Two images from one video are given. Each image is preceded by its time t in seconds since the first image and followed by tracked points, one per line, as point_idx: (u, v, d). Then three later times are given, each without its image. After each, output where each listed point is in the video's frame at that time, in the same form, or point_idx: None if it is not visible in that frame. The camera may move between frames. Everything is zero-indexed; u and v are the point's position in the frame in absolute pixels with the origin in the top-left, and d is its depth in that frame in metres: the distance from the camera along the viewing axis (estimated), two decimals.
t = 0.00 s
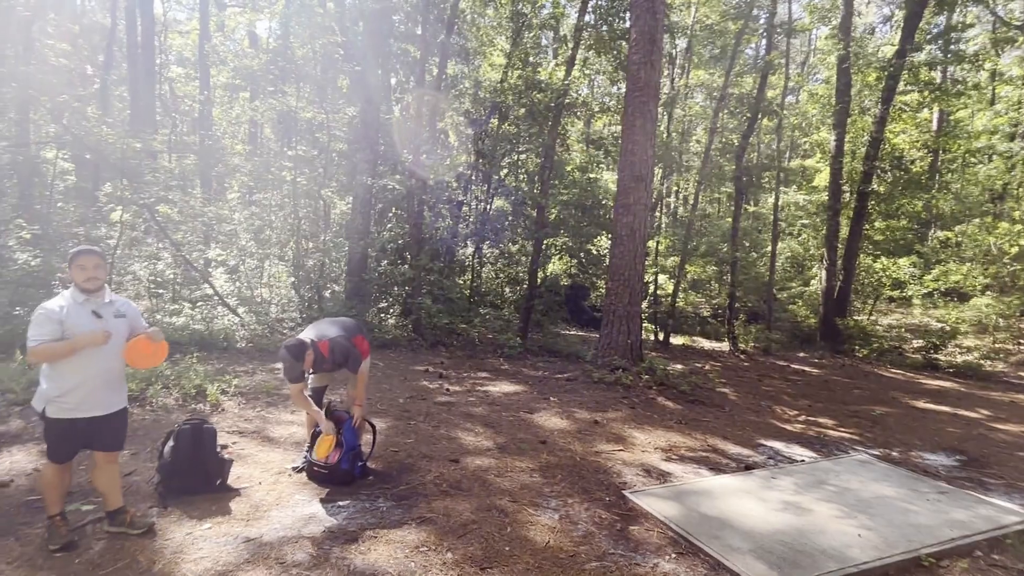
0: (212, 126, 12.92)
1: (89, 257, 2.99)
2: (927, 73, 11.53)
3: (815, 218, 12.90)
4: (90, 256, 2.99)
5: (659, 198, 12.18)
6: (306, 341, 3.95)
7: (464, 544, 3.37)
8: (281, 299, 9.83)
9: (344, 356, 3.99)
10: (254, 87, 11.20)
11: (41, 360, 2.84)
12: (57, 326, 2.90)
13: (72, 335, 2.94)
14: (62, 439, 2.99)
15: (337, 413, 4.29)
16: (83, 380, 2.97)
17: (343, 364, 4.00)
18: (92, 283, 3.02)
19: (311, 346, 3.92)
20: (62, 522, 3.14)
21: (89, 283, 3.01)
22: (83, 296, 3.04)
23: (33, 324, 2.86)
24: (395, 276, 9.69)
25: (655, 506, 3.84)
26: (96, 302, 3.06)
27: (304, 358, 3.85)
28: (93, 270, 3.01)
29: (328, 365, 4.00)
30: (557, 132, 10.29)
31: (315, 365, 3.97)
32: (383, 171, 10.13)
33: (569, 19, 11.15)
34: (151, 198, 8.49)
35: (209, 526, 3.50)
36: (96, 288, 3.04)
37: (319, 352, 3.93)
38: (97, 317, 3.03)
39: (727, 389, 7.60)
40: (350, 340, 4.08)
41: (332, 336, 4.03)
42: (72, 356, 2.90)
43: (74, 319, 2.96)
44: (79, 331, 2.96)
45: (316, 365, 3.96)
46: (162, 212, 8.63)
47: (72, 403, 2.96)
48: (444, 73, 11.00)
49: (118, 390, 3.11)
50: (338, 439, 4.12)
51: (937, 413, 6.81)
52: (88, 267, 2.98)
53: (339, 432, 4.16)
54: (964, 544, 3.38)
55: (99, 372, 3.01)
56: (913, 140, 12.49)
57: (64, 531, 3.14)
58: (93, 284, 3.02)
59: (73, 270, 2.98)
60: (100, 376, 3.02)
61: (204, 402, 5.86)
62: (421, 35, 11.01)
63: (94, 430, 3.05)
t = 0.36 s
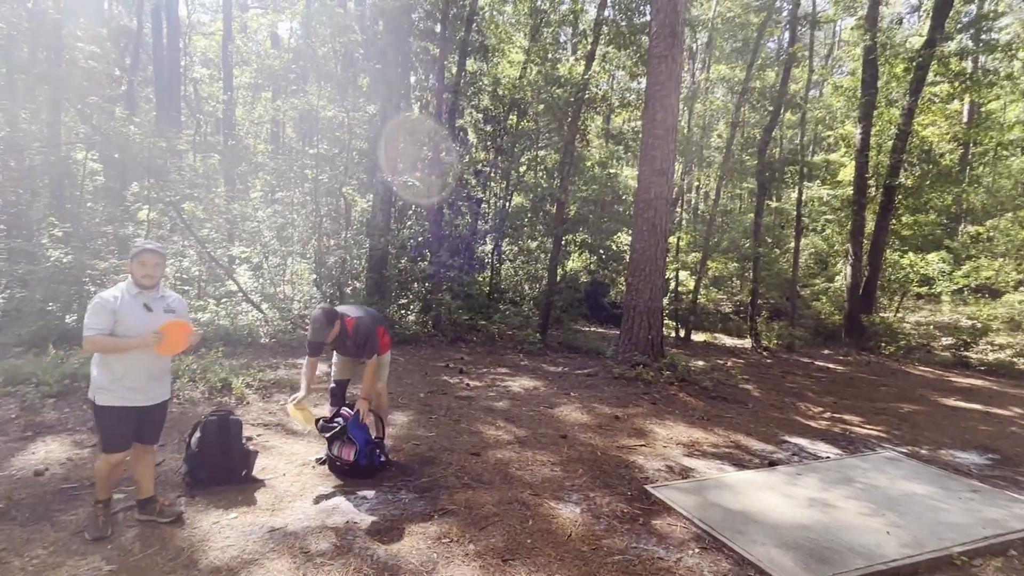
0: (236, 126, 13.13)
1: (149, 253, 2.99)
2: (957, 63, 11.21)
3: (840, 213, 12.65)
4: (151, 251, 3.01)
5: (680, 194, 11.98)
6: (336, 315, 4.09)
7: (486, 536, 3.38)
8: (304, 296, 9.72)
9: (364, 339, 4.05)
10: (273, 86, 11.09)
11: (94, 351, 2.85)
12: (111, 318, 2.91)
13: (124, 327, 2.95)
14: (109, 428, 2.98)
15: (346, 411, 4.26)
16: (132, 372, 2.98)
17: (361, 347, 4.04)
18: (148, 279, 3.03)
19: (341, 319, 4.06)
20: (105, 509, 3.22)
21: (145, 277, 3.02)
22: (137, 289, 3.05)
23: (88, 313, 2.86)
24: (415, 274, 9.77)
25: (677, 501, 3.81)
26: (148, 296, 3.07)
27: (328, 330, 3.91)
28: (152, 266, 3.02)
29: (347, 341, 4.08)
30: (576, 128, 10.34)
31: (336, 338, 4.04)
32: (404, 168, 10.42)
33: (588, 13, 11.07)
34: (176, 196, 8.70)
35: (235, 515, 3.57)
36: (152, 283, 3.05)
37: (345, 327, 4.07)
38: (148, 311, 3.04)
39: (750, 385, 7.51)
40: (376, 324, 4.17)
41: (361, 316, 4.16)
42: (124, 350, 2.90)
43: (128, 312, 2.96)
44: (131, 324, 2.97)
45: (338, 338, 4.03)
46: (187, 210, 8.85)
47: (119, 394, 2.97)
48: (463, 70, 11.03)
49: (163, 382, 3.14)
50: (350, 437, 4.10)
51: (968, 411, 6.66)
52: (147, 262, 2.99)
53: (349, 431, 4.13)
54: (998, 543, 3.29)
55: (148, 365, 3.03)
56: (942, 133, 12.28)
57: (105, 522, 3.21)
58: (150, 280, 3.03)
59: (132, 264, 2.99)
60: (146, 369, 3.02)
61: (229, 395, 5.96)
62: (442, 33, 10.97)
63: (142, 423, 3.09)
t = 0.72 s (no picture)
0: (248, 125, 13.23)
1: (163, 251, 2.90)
2: (974, 55, 11.01)
3: (854, 208, 12.52)
4: (165, 249, 2.91)
5: (690, 189, 11.94)
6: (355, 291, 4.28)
7: (497, 528, 3.39)
8: (315, 292, 9.65)
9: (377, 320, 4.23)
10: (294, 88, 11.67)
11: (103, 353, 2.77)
12: (122, 318, 2.83)
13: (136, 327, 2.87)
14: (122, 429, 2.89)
15: (354, 404, 4.32)
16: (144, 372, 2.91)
17: (372, 327, 4.21)
18: (163, 277, 2.93)
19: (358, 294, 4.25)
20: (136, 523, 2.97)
21: (159, 275, 2.93)
22: (150, 286, 2.96)
23: (99, 312, 2.78)
24: (424, 270, 9.74)
25: (688, 495, 3.80)
26: (162, 294, 2.98)
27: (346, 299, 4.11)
28: (167, 265, 2.93)
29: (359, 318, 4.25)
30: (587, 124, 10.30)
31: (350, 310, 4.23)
32: (414, 165, 10.41)
33: (598, 8, 11.00)
34: (190, 193, 8.77)
35: (248, 506, 3.60)
36: (167, 283, 2.96)
37: (360, 302, 4.24)
38: (161, 309, 2.95)
39: (762, 382, 7.45)
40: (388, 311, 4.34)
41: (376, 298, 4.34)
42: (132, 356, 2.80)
43: (140, 311, 2.88)
44: (143, 324, 2.89)
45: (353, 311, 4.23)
46: (200, 207, 8.92)
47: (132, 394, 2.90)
48: (473, 67, 11.03)
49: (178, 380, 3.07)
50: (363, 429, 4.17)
51: (984, 408, 6.57)
52: (160, 261, 2.90)
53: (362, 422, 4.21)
54: (1015, 539, 3.25)
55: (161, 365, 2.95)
56: (958, 128, 11.86)
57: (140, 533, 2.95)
58: (165, 279, 2.94)
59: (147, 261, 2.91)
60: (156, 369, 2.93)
61: (242, 389, 6.02)
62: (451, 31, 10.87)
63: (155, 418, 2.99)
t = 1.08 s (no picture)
0: (248, 124, 13.23)
1: (145, 245, 2.76)
2: (975, 53, 10.99)
3: (855, 206, 12.50)
4: (145, 243, 2.77)
5: (691, 187, 11.94)
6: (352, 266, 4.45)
7: (497, 523, 3.39)
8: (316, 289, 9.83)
9: (378, 289, 4.38)
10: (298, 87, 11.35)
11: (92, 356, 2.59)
12: (109, 317, 2.66)
13: (124, 325, 2.71)
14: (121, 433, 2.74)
15: (355, 400, 4.33)
16: (139, 372, 2.76)
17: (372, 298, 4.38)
18: (147, 272, 2.80)
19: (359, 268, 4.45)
20: (137, 521, 2.94)
21: (144, 271, 2.79)
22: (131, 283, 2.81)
23: (82, 314, 2.60)
24: (426, 268, 9.67)
25: (688, 490, 3.80)
26: (146, 290, 2.85)
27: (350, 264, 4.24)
28: (151, 260, 2.80)
29: (360, 288, 4.31)
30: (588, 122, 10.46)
31: (352, 280, 4.32)
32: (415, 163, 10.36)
33: (600, 6, 10.99)
34: (190, 189, 8.74)
35: (248, 501, 3.61)
36: (152, 279, 2.83)
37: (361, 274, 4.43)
38: (148, 305, 2.82)
39: (762, 379, 7.45)
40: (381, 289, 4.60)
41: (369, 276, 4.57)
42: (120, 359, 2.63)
43: (127, 309, 2.73)
44: (131, 322, 2.74)
45: (354, 282, 4.31)
46: (201, 204, 8.88)
47: (127, 397, 2.73)
48: (473, 65, 11.01)
49: (172, 378, 2.93)
50: (364, 425, 4.19)
51: (985, 405, 6.56)
52: (144, 256, 2.76)
53: (363, 419, 4.22)
54: (1015, 534, 3.25)
55: (154, 363, 2.81)
56: (959, 126, 11.93)
57: (140, 533, 2.93)
58: (150, 275, 2.80)
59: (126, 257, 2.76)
60: (148, 368, 2.78)
61: (243, 386, 6.04)
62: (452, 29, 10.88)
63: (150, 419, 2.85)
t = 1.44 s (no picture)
0: (243, 123, 13.19)
1: (139, 248, 2.69)
2: (968, 54, 11.06)
3: (849, 207, 12.56)
4: (137, 245, 2.69)
5: (686, 187, 11.98)
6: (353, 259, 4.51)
7: (492, 523, 3.40)
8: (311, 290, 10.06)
9: (384, 276, 4.50)
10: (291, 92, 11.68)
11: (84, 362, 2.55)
12: (100, 322, 2.61)
13: (117, 329, 2.66)
14: (114, 438, 2.71)
15: (351, 400, 4.36)
16: (133, 378, 2.70)
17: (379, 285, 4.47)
18: (141, 275, 2.73)
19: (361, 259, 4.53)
20: (131, 523, 2.92)
21: (137, 274, 2.72)
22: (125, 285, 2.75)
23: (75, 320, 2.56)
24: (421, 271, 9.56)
25: (682, 490, 3.81)
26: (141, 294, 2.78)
27: (358, 249, 4.33)
28: (146, 263, 2.74)
29: (368, 273, 4.38)
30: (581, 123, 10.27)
31: (359, 266, 4.38)
32: (410, 163, 10.31)
33: (595, 7, 11.01)
34: (184, 189, 8.72)
35: (242, 502, 3.60)
36: (146, 281, 2.76)
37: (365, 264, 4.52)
38: (142, 309, 2.76)
39: (757, 378, 7.48)
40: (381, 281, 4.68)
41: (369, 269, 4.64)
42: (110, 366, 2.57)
43: (120, 312, 2.68)
44: (124, 326, 2.68)
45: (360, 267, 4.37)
46: (196, 205, 8.88)
47: (121, 402, 2.69)
48: (468, 65, 11.01)
49: (169, 382, 2.87)
50: (359, 426, 4.20)
51: (977, 404, 6.61)
52: (135, 258, 2.70)
53: (358, 420, 4.23)
54: (1006, 532, 3.27)
55: (149, 368, 2.75)
56: (951, 127, 12.03)
57: (134, 535, 2.92)
58: (143, 278, 2.73)
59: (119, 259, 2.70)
60: (143, 373, 2.73)
61: (237, 386, 6.01)
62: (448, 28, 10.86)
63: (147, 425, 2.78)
